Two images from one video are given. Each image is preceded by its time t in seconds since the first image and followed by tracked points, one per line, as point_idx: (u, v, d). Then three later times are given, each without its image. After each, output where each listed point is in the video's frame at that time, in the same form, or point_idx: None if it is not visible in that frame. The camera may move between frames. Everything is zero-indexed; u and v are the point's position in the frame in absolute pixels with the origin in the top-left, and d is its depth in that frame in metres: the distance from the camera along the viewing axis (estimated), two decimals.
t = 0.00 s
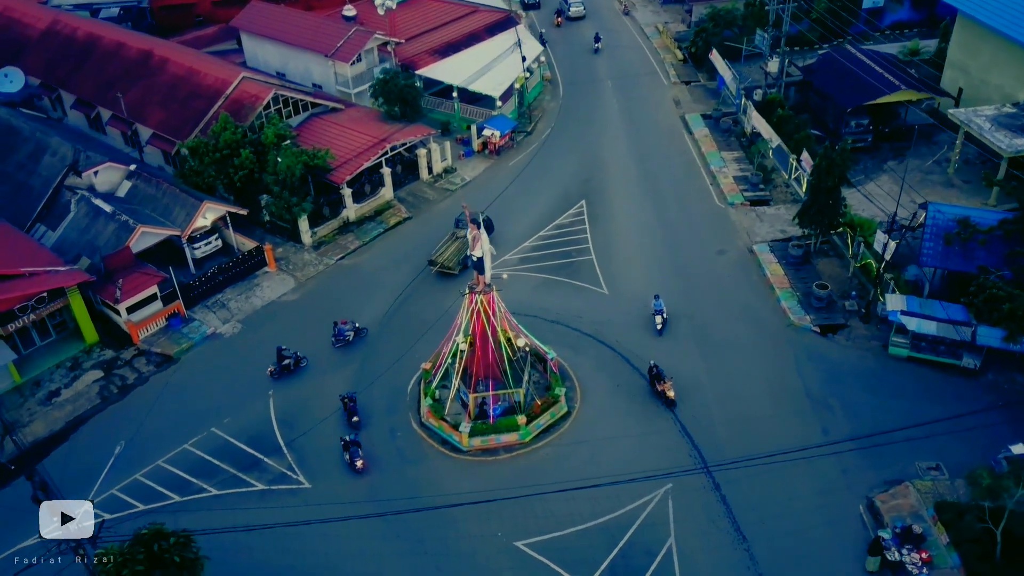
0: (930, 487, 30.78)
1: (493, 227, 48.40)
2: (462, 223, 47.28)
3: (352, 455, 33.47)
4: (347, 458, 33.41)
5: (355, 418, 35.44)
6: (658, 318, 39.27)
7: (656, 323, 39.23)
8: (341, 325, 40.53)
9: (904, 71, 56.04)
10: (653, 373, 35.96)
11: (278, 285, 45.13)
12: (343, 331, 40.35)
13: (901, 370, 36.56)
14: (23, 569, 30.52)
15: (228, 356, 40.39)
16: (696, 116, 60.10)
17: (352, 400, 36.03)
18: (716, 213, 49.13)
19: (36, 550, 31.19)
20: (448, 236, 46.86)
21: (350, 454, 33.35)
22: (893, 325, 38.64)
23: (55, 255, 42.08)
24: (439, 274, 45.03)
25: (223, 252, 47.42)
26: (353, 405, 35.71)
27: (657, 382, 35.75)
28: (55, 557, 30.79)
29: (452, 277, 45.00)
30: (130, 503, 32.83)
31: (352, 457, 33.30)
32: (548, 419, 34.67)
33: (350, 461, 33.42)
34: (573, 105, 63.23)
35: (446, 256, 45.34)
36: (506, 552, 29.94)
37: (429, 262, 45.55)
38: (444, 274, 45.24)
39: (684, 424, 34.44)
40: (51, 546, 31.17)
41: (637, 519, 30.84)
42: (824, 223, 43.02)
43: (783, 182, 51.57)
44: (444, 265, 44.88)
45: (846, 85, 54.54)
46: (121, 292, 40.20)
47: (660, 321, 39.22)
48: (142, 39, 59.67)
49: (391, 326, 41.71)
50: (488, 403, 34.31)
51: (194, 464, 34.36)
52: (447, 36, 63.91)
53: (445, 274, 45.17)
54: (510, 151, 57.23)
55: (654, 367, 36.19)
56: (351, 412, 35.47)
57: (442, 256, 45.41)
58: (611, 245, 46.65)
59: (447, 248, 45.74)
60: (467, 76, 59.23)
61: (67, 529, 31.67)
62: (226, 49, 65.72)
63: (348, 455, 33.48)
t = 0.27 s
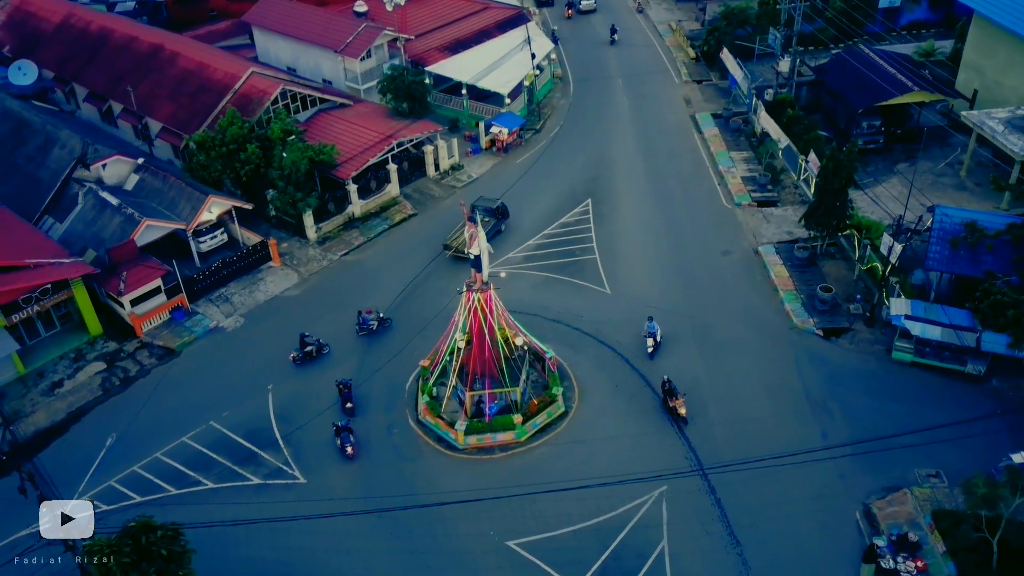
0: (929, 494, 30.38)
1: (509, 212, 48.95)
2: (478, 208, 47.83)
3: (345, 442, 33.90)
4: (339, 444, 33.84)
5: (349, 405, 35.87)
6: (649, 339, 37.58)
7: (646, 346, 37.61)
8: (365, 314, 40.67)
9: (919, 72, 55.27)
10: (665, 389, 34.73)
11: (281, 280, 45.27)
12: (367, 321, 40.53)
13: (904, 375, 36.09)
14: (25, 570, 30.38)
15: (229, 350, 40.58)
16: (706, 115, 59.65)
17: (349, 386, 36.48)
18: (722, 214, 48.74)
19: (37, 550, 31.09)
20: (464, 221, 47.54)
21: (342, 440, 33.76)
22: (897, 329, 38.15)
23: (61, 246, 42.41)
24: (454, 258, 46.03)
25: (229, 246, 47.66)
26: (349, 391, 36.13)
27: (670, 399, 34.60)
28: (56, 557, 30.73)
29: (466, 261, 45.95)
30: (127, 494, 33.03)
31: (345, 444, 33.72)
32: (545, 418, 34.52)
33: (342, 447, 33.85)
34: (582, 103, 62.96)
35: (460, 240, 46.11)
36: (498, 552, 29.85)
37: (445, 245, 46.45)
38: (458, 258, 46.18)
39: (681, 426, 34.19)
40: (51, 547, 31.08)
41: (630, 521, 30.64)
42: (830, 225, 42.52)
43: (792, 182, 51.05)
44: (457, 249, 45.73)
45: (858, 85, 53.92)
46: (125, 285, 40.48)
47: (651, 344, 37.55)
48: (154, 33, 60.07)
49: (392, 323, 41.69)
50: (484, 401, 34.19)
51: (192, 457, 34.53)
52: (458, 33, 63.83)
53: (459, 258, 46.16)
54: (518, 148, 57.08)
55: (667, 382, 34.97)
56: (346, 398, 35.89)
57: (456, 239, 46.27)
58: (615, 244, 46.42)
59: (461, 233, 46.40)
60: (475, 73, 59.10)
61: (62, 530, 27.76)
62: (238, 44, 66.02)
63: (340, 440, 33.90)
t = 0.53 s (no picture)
0: (930, 506, 29.94)
1: (525, 202, 49.54)
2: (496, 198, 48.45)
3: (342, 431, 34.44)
4: (334, 432, 34.40)
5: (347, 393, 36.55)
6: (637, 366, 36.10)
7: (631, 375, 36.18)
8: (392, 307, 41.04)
9: (936, 76, 54.49)
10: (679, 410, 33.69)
11: (287, 277, 45.45)
12: (394, 313, 40.90)
13: (909, 384, 35.61)
14: (26, 570, 30.21)
15: (232, 346, 40.79)
16: (718, 117, 59.23)
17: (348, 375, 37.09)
18: (731, 217, 48.35)
19: (37, 550, 30.93)
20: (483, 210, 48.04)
21: (338, 428, 34.31)
22: (904, 337, 37.66)
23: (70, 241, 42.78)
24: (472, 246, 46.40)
25: (236, 242, 47.95)
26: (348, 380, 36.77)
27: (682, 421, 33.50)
28: (56, 557, 30.55)
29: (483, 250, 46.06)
30: (126, 487, 33.26)
31: (341, 432, 34.27)
32: (543, 421, 34.37)
33: (337, 434, 34.43)
34: (595, 104, 62.72)
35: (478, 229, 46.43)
36: (491, 554, 29.75)
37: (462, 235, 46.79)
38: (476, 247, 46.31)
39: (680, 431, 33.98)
40: (52, 546, 30.91)
41: (625, 525, 30.45)
42: (838, 231, 42.06)
43: (803, 187, 50.54)
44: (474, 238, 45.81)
45: (872, 89, 53.28)
46: (130, 280, 40.80)
47: (638, 372, 36.01)
48: (169, 31, 60.61)
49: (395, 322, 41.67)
50: (482, 402, 34.10)
51: (191, 451, 34.72)
52: (471, 32, 63.81)
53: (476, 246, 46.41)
54: (528, 149, 56.97)
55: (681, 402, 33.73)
56: (344, 387, 36.51)
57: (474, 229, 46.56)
58: (622, 247, 46.21)
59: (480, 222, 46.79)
60: (487, 72, 59.05)
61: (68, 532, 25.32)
62: (252, 42, 66.38)
63: (335, 427, 34.49)
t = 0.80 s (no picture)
0: (933, 519, 29.45)
1: (547, 193, 50.66)
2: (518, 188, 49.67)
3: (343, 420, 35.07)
4: (334, 420, 35.07)
5: (351, 381, 37.25)
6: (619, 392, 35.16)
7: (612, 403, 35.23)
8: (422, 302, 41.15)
9: (956, 81, 53.63)
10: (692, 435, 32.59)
11: (296, 275, 45.66)
12: (423, 309, 40.98)
13: (917, 394, 35.05)
14: (25, 570, 30.01)
15: (239, 342, 41.05)
16: (734, 121, 58.75)
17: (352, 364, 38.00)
18: (743, 222, 47.91)
19: (38, 550, 30.71)
20: (505, 200, 49.25)
21: (339, 417, 34.97)
22: (914, 346, 37.07)
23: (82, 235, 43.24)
24: (492, 235, 47.29)
25: (247, 239, 48.26)
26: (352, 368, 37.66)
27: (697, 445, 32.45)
28: (56, 557, 30.37)
29: (504, 238, 47.18)
30: (129, 481, 33.55)
31: (342, 421, 34.96)
32: (544, 423, 34.26)
33: (336, 423, 35.08)
34: (610, 105, 62.45)
35: (499, 217, 47.52)
36: (487, 557, 29.65)
37: (484, 224, 47.95)
38: (496, 235, 47.47)
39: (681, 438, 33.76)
40: (52, 547, 30.70)
41: (622, 530, 30.24)
42: (849, 237, 41.48)
43: (818, 192, 49.94)
44: (496, 226, 46.88)
45: (890, 94, 52.57)
46: (140, 275, 41.18)
47: (621, 399, 34.93)
48: (188, 28, 61.30)
49: (401, 322, 41.70)
50: (482, 403, 34.05)
51: (194, 446, 34.97)
52: (487, 32, 63.82)
53: (497, 235, 47.40)
54: (541, 150, 56.82)
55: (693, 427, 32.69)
56: (348, 374, 37.35)
57: (495, 217, 47.57)
58: (631, 250, 45.97)
59: (502, 210, 47.94)
60: (501, 72, 58.97)
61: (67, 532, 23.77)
62: (270, 39, 66.79)
63: (335, 416, 35.15)
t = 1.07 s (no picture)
0: (939, 535, 28.92)
1: (571, 185, 51.77)
2: (543, 179, 50.88)
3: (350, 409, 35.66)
4: (340, 409, 35.63)
5: (358, 368, 38.13)
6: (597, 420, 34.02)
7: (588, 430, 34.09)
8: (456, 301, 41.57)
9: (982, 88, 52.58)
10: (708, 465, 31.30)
11: (308, 272, 45.86)
12: (457, 308, 41.40)
13: (928, 407, 34.44)
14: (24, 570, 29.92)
15: (248, 338, 41.31)
16: (753, 125, 58.16)
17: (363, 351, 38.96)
18: (758, 228, 47.38)
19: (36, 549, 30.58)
20: (530, 191, 50.50)
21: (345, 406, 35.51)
22: (927, 358, 36.41)
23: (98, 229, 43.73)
24: (517, 224, 48.50)
25: (261, 236, 48.59)
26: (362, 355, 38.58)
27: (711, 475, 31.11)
28: (56, 557, 30.29)
29: (529, 228, 48.31)
30: (135, 473, 33.82)
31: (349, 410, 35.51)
32: (547, 427, 34.11)
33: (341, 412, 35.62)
34: (628, 107, 62.08)
35: (524, 208, 48.72)
36: (484, 560, 29.55)
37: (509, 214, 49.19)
38: (521, 225, 48.71)
39: (685, 446, 33.48)
40: (52, 545, 30.62)
41: (622, 537, 30.00)
42: (864, 246, 40.81)
43: (836, 199, 49.24)
44: (520, 216, 48.10)
45: (912, 100, 51.73)
46: (153, 269, 41.56)
47: (598, 425, 33.75)
48: (210, 26, 62.08)
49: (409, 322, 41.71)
50: (486, 405, 33.97)
51: (200, 441, 35.22)
52: (507, 32, 63.74)
53: (522, 225, 48.49)
54: (557, 151, 56.62)
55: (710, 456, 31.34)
56: (356, 361, 38.22)
57: (521, 208, 48.71)
58: (643, 254, 45.67)
59: (526, 200, 49.14)
60: (519, 73, 58.86)
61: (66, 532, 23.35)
62: (291, 37, 67.19)
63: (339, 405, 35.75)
